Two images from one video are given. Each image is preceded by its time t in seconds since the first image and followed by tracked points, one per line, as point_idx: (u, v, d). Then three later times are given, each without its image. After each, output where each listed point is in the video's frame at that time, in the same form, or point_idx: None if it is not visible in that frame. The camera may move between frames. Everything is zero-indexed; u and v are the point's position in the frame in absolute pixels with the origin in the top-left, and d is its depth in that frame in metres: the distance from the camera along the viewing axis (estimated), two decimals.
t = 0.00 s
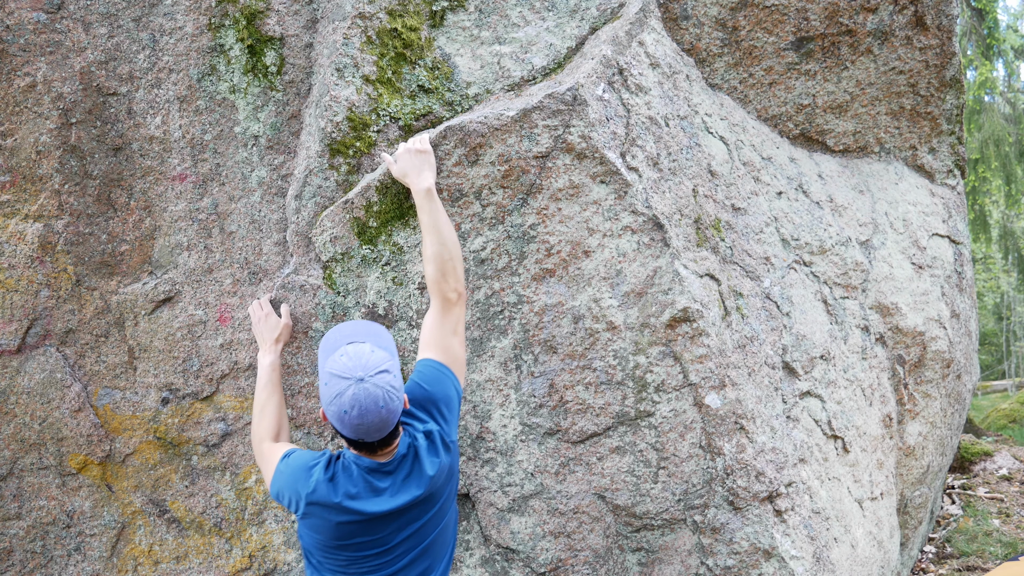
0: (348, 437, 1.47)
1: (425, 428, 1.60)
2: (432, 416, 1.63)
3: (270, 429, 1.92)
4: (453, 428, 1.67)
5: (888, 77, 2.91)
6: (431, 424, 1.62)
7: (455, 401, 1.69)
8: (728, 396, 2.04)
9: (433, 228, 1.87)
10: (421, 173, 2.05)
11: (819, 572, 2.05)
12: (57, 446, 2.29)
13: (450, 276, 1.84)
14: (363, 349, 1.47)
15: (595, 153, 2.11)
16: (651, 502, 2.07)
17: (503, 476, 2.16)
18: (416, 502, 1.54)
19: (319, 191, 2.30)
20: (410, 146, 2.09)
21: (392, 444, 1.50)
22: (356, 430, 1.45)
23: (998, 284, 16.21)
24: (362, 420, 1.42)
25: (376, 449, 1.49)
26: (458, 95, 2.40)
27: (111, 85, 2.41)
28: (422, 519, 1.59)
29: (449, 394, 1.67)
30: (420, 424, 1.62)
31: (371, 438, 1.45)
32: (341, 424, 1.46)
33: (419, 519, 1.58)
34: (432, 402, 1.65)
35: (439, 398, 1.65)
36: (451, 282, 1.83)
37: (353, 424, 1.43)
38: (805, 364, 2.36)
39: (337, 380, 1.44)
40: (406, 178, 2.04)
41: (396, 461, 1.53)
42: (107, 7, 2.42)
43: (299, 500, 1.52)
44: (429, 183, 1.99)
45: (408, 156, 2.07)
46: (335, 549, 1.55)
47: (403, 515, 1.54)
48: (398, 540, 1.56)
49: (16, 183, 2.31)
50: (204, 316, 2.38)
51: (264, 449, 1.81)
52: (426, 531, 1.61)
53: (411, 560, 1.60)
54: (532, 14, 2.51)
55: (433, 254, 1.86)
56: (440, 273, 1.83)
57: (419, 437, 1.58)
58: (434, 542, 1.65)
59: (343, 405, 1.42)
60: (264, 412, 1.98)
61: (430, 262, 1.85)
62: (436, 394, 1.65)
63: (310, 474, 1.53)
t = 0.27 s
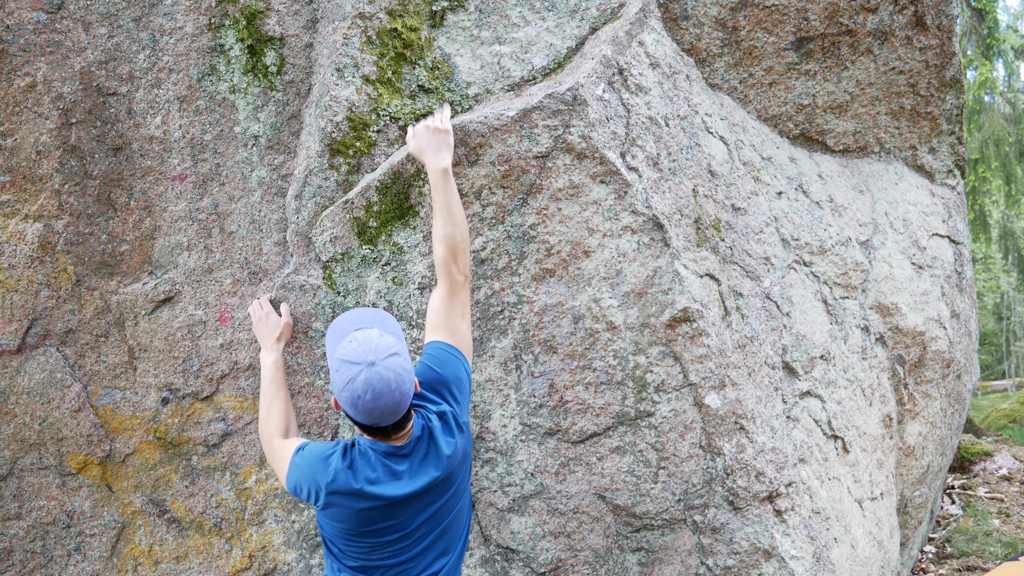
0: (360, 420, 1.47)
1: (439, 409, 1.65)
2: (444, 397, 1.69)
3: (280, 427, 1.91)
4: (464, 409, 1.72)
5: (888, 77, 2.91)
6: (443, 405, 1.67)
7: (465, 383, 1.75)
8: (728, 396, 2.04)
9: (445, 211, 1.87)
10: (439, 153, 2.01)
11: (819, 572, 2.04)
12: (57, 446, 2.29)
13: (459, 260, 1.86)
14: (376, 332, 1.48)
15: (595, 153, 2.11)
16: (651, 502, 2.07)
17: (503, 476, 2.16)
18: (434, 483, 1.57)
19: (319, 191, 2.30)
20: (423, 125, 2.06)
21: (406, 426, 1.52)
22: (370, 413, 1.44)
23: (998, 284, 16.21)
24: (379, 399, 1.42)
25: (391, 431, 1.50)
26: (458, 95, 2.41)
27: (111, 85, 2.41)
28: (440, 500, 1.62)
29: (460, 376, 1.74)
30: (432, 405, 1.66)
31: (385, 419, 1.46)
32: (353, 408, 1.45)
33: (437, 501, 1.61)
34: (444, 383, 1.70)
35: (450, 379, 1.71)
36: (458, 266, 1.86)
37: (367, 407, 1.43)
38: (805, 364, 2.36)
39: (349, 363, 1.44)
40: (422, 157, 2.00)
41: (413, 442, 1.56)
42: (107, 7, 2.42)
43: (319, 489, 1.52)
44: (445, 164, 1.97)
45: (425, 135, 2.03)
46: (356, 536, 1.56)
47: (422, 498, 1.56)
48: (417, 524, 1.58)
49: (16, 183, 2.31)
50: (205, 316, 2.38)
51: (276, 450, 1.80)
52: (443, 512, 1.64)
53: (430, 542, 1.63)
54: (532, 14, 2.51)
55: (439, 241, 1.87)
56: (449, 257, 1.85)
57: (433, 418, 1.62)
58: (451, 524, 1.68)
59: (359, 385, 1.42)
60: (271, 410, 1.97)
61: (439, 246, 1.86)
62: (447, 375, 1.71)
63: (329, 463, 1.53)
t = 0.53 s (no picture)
0: (369, 401, 1.53)
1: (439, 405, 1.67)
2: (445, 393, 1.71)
3: (283, 428, 1.95)
4: (466, 405, 1.74)
5: (889, 77, 2.91)
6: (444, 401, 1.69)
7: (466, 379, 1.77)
8: (728, 396, 2.04)
9: (458, 205, 1.93)
10: (462, 147, 2.03)
11: (819, 572, 2.04)
12: (57, 446, 2.29)
13: (464, 254, 1.92)
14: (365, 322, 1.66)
15: (595, 153, 2.11)
16: (651, 502, 2.07)
17: (503, 476, 2.16)
18: (437, 481, 1.58)
19: (319, 191, 2.30)
20: (453, 116, 2.05)
21: (403, 422, 1.56)
22: (381, 384, 1.52)
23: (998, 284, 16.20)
24: (393, 360, 1.54)
25: (396, 418, 1.55)
26: (458, 95, 2.41)
27: (111, 85, 2.41)
28: (444, 497, 1.62)
29: (461, 372, 1.76)
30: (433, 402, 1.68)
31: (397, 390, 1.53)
32: (363, 383, 1.52)
33: (441, 498, 1.61)
34: (445, 379, 1.72)
35: (451, 375, 1.73)
36: (462, 260, 1.91)
37: (380, 374, 1.53)
38: (805, 364, 2.36)
39: (353, 339, 1.57)
40: (446, 148, 2.02)
41: (413, 439, 1.58)
42: (107, 7, 2.42)
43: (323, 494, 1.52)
44: (468, 158, 2.00)
45: (454, 126, 2.04)
46: (361, 539, 1.57)
47: (426, 496, 1.57)
48: (421, 523, 1.59)
49: (16, 183, 2.31)
50: (205, 316, 2.38)
51: (279, 450, 1.84)
52: (447, 510, 1.64)
53: (436, 541, 1.63)
54: (532, 14, 2.51)
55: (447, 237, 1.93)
56: (455, 249, 1.91)
57: (433, 414, 1.64)
58: (456, 522, 1.68)
59: (369, 352, 1.54)
60: (274, 411, 2.00)
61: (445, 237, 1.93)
62: (448, 372, 1.73)
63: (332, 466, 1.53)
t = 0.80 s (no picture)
0: (369, 398, 1.55)
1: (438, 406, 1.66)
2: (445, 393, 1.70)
3: (284, 427, 1.97)
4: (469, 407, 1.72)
5: (888, 77, 2.91)
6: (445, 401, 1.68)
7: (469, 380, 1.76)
8: (728, 396, 2.04)
9: (459, 204, 1.94)
10: (464, 146, 2.04)
11: (819, 572, 2.04)
12: (57, 446, 2.29)
13: (465, 252, 1.91)
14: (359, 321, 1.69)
15: (595, 153, 2.11)
16: (651, 502, 2.07)
17: (503, 476, 2.16)
18: (436, 482, 1.57)
19: (319, 191, 2.30)
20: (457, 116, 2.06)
21: (402, 421, 1.59)
22: (382, 380, 1.56)
23: (998, 285, 16.20)
24: (394, 357, 1.59)
25: (394, 417, 1.57)
26: (458, 95, 2.41)
27: (111, 85, 2.41)
28: (445, 499, 1.61)
29: (464, 372, 1.75)
30: (434, 403, 1.68)
31: (397, 387, 1.57)
32: (365, 379, 1.55)
33: (442, 500, 1.60)
34: (446, 380, 1.71)
35: (452, 375, 1.72)
36: (464, 258, 1.90)
37: (381, 370, 1.56)
38: (805, 364, 2.36)
39: (352, 335, 1.60)
40: (449, 146, 2.03)
41: (409, 439, 1.58)
42: (107, 7, 2.42)
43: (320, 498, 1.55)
44: (471, 156, 2.01)
45: (459, 124, 2.05)
46: (360, 543, 1.58)
47: (424, 498, 1.56)
48: (421, 526, 1.58)
49: (16, 183, 2.31)
50: (205, 316, 2.38)
51: (281, 450, 1.86)
52: (449, 513, 1.63)
53: (438, 543, 1.62)
54: (532, 14, 2.51)
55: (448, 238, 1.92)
56: (457, 247, 1.90)
57: (432, 416, 1.63)
58: (460, 524, 1.67)
59: (370, 347, 1.58)
60: (275, 409, 2.02)
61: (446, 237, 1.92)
62: (450, 372, 1.72)
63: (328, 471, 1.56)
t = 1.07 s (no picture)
0: (370, 395, 1.55)
1: (441, 406, 1.61)
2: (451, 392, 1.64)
3: (284, 424, 1.97)
4: (476, 407, 1.66)
5: (888, 77, 2.91)
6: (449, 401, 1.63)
7: (479, 378, 1.69)
8: (728, 396, 2.04)
9: (458, 203, 1.93)
10: (466, 148, 2.04)
11: (819, 572, 2.04)
12: (57, 446, 2.29)
13: (467, 251, 1.90)
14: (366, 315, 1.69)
15: (595, 153, 2.11)
16: (651, 502, 2.07)
17: (503, 476, 2.16)
18: (434, 485, 1.53)
19: (319, 191, 2.30)
20: (457, 116, 2.05)
21: (402, 420, 1.58)
22: (384, 377, 1.56)
23: (998, 285, 16.20)
24: (397, 354, 1.58)
25: (395, 415, 1.57)
26: (458, 95, 2.41)
27: (111, 85, 2.41)
28: (447, 502, 1.56)
29: (472, 371, 1.68)
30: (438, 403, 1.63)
31: (400, 384, 1.57)
32: (367, 375, 1.55)
33: (443, 503, 1.56)
34: (452, 379, 1.65)
35: (459, 374, 1.66)
36: (466, 257, 1.89)
37: (384, 366, 1.56)
38: (805, 364, 2.36)
39: (357, 330, 1.60)
40: (450, 148, 2.03)
41: (406, 440, 1.55)
42: (107, 7, 2.42)
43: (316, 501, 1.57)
44: (472, 158, 2.01)
45: (459, 125, 2.04)
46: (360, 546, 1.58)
47: (421, 501, 1.52)
48: (421, 529, 1.55)
49: (16, 183, 2.31)
50: (205, 316, 2.38)
51: (282, 449, 1.86)
52: (453, 516, 1.59)
53: (441, 547, 1.58)
54: (532, 14, 2.51)
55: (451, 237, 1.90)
56: (460, 245, 1.89)
57: (433, 416, 1.59)
58: (466, 528, 1.62)
59: (375, 343, 1.57)
60: (274, 404, 2.02)
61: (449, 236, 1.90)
62: (457, 370, 1.66)
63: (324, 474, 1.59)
